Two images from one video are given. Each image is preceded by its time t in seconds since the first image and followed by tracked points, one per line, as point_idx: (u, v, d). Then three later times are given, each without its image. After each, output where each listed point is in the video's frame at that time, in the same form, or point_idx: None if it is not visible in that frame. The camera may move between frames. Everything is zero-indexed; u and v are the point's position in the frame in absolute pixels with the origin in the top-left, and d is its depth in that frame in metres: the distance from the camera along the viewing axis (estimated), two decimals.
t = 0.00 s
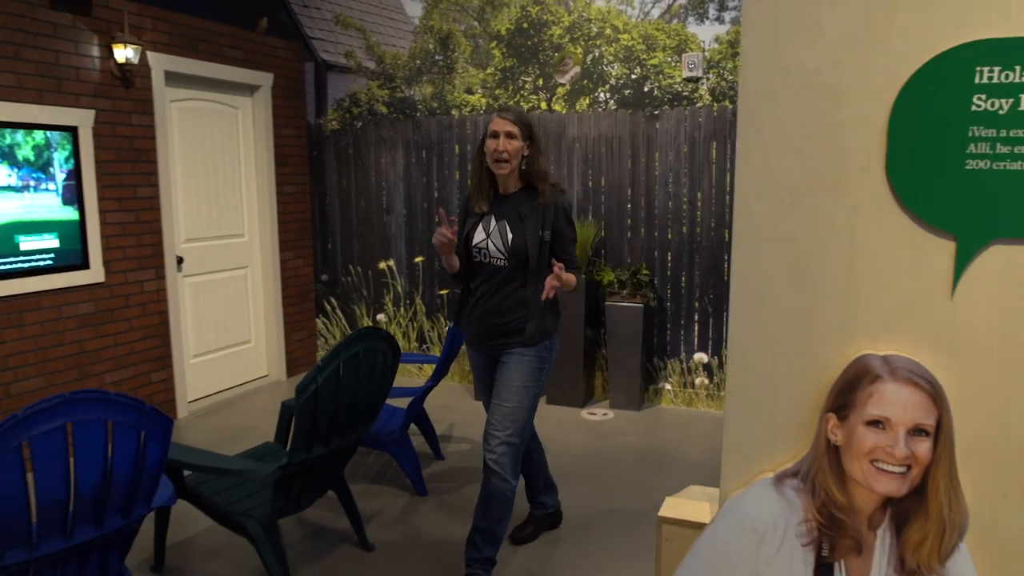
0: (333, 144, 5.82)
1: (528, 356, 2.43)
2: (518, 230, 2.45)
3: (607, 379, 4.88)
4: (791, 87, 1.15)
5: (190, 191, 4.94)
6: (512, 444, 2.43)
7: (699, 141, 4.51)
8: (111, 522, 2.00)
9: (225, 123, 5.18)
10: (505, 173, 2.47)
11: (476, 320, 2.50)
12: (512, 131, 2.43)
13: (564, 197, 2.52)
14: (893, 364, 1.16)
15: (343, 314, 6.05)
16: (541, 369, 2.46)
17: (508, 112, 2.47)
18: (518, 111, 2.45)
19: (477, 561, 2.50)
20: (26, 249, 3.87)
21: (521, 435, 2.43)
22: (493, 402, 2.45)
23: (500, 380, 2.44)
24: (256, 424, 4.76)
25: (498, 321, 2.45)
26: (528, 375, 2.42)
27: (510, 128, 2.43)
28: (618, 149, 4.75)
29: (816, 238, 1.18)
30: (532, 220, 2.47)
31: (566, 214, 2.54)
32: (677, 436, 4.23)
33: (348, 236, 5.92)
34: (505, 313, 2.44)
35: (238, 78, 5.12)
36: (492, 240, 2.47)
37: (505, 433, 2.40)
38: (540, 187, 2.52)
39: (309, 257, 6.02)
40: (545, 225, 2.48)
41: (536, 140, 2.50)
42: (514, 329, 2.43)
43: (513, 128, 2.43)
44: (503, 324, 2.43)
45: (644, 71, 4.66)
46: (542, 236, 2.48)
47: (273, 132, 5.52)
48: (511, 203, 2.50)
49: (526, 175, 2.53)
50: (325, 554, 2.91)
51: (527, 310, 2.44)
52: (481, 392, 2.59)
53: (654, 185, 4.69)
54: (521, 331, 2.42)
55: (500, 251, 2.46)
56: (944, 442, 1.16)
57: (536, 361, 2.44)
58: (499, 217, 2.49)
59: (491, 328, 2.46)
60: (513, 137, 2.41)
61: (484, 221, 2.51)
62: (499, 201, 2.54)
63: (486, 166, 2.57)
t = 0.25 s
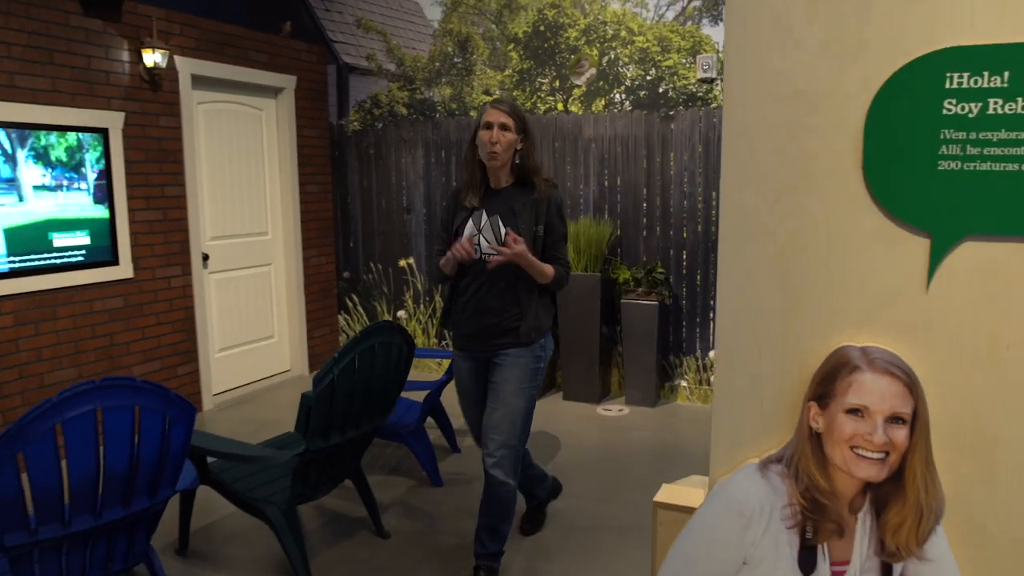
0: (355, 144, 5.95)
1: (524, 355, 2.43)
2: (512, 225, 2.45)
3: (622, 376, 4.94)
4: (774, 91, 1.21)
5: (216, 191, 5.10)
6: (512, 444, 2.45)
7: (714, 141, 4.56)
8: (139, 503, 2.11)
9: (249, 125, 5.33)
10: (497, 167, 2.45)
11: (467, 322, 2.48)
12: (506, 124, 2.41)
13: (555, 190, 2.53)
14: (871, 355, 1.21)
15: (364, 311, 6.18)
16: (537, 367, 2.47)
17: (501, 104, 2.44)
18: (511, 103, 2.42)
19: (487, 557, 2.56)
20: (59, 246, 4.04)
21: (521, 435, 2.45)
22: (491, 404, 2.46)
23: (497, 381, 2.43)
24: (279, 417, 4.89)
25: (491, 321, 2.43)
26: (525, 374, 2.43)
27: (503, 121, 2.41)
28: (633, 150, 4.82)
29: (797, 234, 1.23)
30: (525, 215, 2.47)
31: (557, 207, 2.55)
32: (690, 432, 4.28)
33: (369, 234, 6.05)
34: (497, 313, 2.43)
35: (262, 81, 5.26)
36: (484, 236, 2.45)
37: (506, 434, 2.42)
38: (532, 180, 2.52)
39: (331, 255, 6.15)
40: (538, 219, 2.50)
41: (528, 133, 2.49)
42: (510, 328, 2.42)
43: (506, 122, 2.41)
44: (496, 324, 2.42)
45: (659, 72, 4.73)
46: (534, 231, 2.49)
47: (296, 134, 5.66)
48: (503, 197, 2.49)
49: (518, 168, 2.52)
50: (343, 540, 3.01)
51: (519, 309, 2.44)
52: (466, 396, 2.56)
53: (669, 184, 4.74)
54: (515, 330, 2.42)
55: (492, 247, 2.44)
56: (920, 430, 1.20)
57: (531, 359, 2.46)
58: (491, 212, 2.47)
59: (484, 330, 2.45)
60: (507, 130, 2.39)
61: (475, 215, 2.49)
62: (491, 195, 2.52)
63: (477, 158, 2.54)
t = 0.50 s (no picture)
0: (375, 145, 6.06)
1: (530, 354, 2.44)
2: (508, 224, 2.45)
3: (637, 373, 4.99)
4: (759, 95, 1.22)
5: (240, 190, 5.23)
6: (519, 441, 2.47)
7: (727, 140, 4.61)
8: (164, 484, 2.22)
9: (272, 126, 5.46)
10: (488, 167, 2.43)
11: (468, 321, 2.45)
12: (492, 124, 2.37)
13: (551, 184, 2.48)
14: (852, 345, 1.19)
15: (384, 308, 6.29)
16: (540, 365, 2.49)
17: (486, 103, 2.40)
18: (497, 102, 2.37)
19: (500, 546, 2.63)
20: (89, 243, 4.19)
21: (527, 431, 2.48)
22: (496, 403, 2.46)
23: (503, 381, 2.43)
24: (300, 410, 5.01)
25: (494, 319, 2.41)
26: (531, 373, 2.44)
27: (489, 121, 2.37)
28: (647, 150, 4.88)
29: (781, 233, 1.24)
30: (520, 213, 2.46)
31: (553, 201, 2.51)
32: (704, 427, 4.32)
33: (388, 233, 6.16)
34: (501, 312, 2.41)
35: (283, 83, 5.39)
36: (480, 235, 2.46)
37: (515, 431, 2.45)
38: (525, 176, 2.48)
39: (352, 253, 6.27)
40: (534, 216, 2.48)
41: (516, 130, 2.44)
42: (514, 327, 2.42)
43: (493, 121, 2.37)
44: (501, 323, 2.41)
45: (673, 74, 4.80)
46: (531, 228, 2.48)
47: (317, 135, 5.78)
48: (498, 196, 2.48)
49: (509, 165, 2.48)
50: (360, 528, 3.10)
51: (523, 308, 2.44)
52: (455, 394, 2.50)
53: (683, 184, 4.80)
54: (520, 329, 2.42)
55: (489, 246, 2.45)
56: (902, 416, 1.18)
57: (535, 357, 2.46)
58: (486, 211, 2.47)
59: (488, 329, 2.42)
60: (493, 131, 2.36)
61: (471, 215, 2.50)
62: (486, 196, 2.51)
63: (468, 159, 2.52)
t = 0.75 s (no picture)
0: (392, 145, 6.17)
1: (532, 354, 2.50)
2: (507, 224, 2.49)
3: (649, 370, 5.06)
4: (751, 100, 1.23)
5: (260, 190, 5.37)
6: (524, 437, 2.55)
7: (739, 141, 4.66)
8: (189, 468, 2.33)
9: (292, 127, 5.59)
10: (486, 167, 2.46)
11: (469, 323, 2.46)
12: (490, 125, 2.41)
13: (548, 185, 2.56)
14: (839, 335, 1.19)
15: (401, 305, 6.40)
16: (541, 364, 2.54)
17: (483, 104, 2.44)
18: (494, 103, 2.42)
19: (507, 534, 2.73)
20: (117, 240, 4.34)
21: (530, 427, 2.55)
22: (500, 402, 2.51)
23: (507, 381, 2.48)
24: (319, 403, 5.14)
25: (497, 321, 2.44)
26: (534, 373, 2.50)
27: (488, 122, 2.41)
28: (659, 151, 4.95)
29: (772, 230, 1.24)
30: (519, 213, 2.51)
31: (550, 202, 2.58)
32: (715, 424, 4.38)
33: (405, 231, 6.27)
34: (504, 313, 2.45)
35: (303, 85, 5.51)
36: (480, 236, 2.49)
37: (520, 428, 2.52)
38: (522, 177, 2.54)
39: (369, 252, 6.39)
40: (533, 217, 2.54)
41: (512, 131, 2.49)
42: (516, 328, 2.45)
43: (491, 122, 2.41)
44: (503, 324, 2.44)
45: (685, 75, 4.86)
46: (530, 228, 2.54)
47: (336, 136, 5.90)
48: (496, 197, 2.51)
49: (506, 166, 2.53)
50: (374, 517, 3.20)
51: (524, 309, 2.48)
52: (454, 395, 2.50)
53: (695, 184, 4.86)
54: (522, 330, 2.47)
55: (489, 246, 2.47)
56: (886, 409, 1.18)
57: (535, 357, 2.52)
58: (485, 212, 2.50)
59: (491, 331, 2.44)
60: (492, 131, 2.40)
61: (469, 216, 2.51)
62: (482, 196, 2.54)
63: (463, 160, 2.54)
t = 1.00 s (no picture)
0: (407, 146, 6.28)
1: (526, 358, 2.56)
2: (497, 230, 2.53)
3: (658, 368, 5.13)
4: (747, 101, 1.19)
5: (279, 189, 5.50)
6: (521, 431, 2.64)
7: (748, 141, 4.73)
8: (213, 454, 2.44)
9: (310, 127, 5.72)
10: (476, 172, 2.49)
11: (461, 333, 2.48)
12: (482, 129, 2.44)
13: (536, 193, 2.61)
14: (827, 326, 1.17)
15: (414, 303, 6.51)
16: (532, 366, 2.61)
17: (474, 108, 2.46)
18: (486, 108, 2.44)
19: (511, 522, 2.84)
20: (140, 237, 4.48)
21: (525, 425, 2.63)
22: (497, 403, 2.57)
23: (503, 386, 2.53)
24: (336, 398, 5.26)
25: (490, 328, 2.47)
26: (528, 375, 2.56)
27: (479, 126, 2.43)
28: (669, 152, 5.02)
29: (767, 229, 1.21)
30: (509, 220, 2.56)
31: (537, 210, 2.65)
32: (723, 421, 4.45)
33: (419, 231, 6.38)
34: (496, 321, 2.48)
35: (320, 87, 5.63)
36: (469, 242, 2.52)
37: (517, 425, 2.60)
38: (511, 183, 2.58)
39: (384, 251, 6.50)
40: (522, 224, 2.60)
41: (503, 135, 2.52)
42: (508, 335, 2.50)
43: (483, 127, 2.44)
44: (497, 332, 2.48)
45: (696, 77, 4.94)
46: (519, 235, 2.60)
47: (352, 136, 6.02)
48: (486, 202, 2.55)
49: (496, 170, 2.57)
50: (386, 507, 3.29)
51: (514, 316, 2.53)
52: (449, 407, 2.48)
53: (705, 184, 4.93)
54: (515, 337, 2.51)
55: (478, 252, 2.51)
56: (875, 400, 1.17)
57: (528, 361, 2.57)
58: (474, 218, 2.54)
59: (485, 340, 2.47)
60: (484, 135, 2.43)
61: (458, 221, 2.54)
62: (471, 201, 2.57)
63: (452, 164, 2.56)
